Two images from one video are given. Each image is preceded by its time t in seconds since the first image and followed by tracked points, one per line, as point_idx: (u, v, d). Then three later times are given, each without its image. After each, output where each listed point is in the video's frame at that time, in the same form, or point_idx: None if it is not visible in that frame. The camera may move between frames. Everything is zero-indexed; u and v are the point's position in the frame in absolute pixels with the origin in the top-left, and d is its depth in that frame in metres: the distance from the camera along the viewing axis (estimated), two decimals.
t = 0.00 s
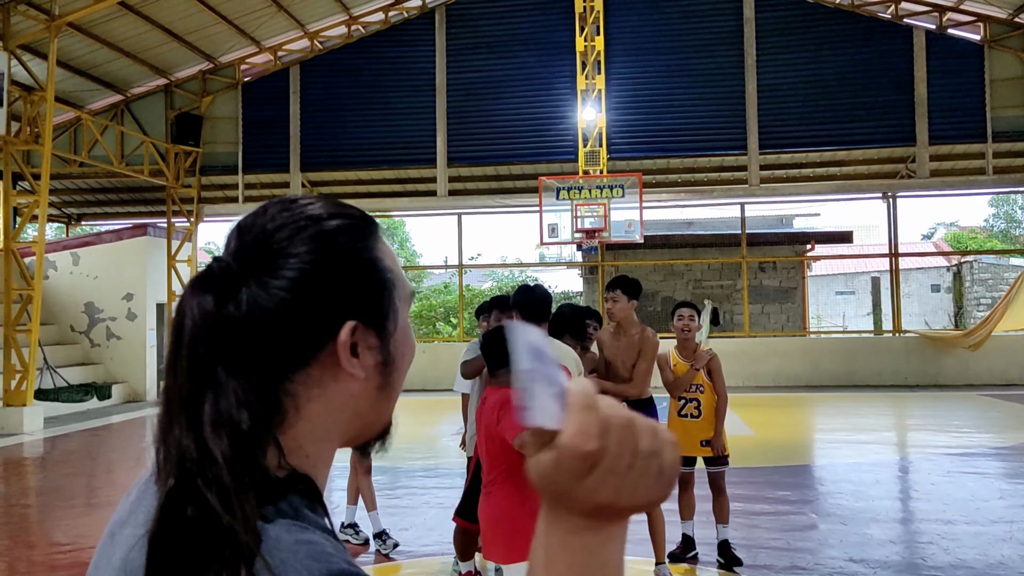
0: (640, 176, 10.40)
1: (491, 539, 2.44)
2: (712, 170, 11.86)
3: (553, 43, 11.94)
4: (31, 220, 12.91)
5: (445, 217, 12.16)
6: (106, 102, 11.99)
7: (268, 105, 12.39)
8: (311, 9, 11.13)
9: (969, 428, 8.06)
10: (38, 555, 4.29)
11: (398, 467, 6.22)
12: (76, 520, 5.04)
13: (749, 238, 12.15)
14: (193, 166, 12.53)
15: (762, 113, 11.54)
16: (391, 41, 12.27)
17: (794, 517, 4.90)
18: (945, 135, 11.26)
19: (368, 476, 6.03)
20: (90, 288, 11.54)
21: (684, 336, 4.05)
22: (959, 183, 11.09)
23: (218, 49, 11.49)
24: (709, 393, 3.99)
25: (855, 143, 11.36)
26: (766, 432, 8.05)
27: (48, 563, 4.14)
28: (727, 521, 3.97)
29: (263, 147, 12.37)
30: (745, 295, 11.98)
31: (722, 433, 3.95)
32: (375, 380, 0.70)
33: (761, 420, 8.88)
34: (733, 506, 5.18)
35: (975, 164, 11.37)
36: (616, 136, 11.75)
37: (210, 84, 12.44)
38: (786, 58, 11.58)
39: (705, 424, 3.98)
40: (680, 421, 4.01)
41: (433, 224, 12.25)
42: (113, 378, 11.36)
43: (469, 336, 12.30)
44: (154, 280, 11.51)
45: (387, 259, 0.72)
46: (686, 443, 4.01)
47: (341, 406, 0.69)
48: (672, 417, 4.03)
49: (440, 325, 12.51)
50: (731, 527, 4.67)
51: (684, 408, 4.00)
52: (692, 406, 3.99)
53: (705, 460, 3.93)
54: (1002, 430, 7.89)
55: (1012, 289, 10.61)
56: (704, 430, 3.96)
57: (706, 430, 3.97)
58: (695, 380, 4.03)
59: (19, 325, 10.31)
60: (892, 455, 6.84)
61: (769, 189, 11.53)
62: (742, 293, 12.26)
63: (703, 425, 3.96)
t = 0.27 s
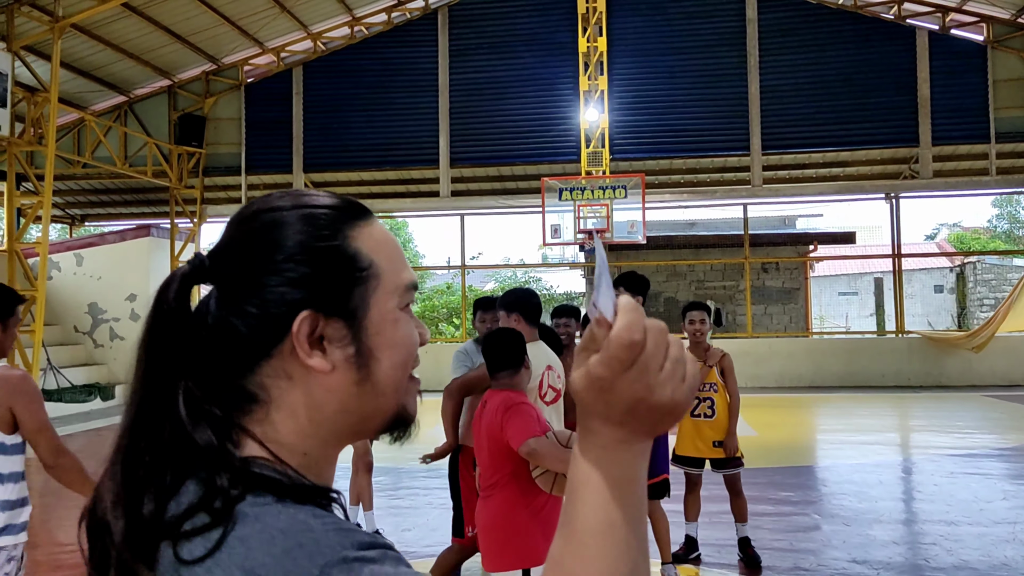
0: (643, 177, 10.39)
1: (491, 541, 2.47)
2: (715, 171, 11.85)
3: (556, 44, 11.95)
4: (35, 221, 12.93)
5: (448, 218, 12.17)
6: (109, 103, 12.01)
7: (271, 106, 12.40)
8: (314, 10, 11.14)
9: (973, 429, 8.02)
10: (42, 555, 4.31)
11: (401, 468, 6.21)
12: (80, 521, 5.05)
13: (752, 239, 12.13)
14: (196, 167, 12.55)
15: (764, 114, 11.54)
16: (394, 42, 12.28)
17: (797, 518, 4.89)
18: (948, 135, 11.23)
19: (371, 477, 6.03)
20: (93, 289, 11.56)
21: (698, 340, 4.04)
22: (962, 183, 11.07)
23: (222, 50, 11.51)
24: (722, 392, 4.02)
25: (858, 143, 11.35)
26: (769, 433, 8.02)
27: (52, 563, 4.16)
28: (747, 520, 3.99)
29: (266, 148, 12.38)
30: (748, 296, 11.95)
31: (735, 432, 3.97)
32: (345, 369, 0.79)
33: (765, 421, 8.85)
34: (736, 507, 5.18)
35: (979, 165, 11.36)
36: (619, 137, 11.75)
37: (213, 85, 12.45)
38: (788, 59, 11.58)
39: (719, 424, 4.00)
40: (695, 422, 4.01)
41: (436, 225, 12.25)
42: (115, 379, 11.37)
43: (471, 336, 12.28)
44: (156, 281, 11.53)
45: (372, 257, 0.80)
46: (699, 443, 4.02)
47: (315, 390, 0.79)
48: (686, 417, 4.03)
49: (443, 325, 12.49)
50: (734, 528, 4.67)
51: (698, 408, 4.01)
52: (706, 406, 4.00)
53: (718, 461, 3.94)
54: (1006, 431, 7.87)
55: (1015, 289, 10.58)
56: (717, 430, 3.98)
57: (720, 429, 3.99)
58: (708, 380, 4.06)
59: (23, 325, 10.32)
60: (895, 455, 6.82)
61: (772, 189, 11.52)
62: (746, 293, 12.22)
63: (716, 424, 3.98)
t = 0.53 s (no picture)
0: (646, 176, 10.34)
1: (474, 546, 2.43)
2: (718, 170, 11.79)
3: (559, 43, 11.90)
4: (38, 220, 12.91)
5: (450, 218, 12.13)
6: (111, 102, 11.98)
7: (273, 105, 12.37)
8: (316, 9, 11.11)
9: (979, 430, 7.97)
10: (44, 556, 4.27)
11: (403, 469, 6.17)
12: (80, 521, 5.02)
13: (756, 239, 12.07)
14: (198, 167, 12.51)
15: (768, 113, 11.48)
16: (396, 41, 12.24)
17: (802, 519, 4.85)
18: (953, 135, 11.17)
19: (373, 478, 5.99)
20: (94, 289, 11.52)
21: (717, 340, 4.04)
22: (967, 183, 11.02)
23: (224, 49, 11.48)
24: (746, 392, 3.98)
25: (862, 143, 11.30)
26: (773, 434, 7.98)
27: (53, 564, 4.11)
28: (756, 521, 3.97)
29: (268, 147, 12.34)
30: (753, 297, 11.88)
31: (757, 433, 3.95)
32: (287, 371, 0.81)
33: (769, 422, 8.78)
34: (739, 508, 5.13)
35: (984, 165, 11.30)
36: (622, 136, 11.69)
37: (215, 84, 12.41)
38: (792, 57, 11.52)
39: (742, 425, 3.96)
40: (718, 423, 3.96)
41: (439, 224, 12.22)
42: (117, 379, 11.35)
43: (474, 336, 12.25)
44: (158, 280, 11.50)
45: (328, 259, 0.81)
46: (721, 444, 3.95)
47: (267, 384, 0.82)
48: (710, 419, 3.98)
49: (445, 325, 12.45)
50: (738, 530, 4.63)
51: (722, 409, 3.96)
52: (730, 407, 3.95)
53: (741, 461, 3.89)
54: (1012, 432, 7.81)
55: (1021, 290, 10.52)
56: (740, 431, 3.94)
57: (742, 430, 3.95)
58: (732, 381, 4.02)
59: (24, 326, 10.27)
60: (900, 457, 6.78)
61: (777, 189, 11.47)
62: (750, 294, 12.16)
63: (740, 425, 3.94)
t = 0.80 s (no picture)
0: (649, 175, 10.29)
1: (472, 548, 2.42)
2: (722, 170, 11.74)
3: (561, 42, 11.86)
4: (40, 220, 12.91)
5: (453, 217, 12.09)
6: (113, 102, 11.97)
7: (275, 104, 12.34)
8: (318, 8, 11.08)
9: (984, 431, 7.92)
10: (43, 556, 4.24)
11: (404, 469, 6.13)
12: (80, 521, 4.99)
13: (760, 239, 12.01)
14: (200, 166, 12.48)
15: (772, 112, 11.43)
16: (398, 40, 12.20)
17: (807, 520, 4.80)
18: (958, 134, 11.11)
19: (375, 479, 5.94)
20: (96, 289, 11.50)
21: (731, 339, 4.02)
22: (972, 183, 10.95)
23: (225, 49, 11.46)
24: (762, 391, 3.92)
25: (866, 142, 11.24)
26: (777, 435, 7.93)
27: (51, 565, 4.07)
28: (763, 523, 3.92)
29: (270, 147, 12.32)
30: (757, 297, 11.82)
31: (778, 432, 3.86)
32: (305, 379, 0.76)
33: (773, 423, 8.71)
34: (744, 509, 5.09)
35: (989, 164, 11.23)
36: (625, 135, 11.65)
37: (217, 84, 12.39)
38: (796, 56, 11.47)
39: (761, 423, 3.88)
40: (735, 421, 3.91)
41: (441, 224, 12.19)
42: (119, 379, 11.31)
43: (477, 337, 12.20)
44: (160, 280, 11.48)
45: (346, 263, 0.75)
46: (740, 444, 3.90)
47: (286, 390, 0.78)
48: (726, 417, 3.93)
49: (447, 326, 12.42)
50: (742, 531, 4.58)
51: (739, 407, 3.91)
52: (747, 405, 3.89)
53: (760, 461, 3.84)
54: (1017, 433, 7.75)
55: None
56: (759, 430, 3.87)
57: (761, 429, 3.87)
58: (748, 379, 3.97)
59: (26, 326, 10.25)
60: (905, 458, 6.73)
61: (781, 189, 11.42)
62: (754, 294, 12.10)
63: (758, 424, 3.87)
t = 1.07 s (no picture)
0: (651, 176, 10.34)
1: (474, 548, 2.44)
2: (724, 171, 11.79)
3: (563, 43, 11.92)
4: (46, 220, 12.99)
5: (456, 218, 12.16)
6: (119, 103, 12.06)
7: (279, 106, 12.41)
8: (321, 10, 11.14)
9: (984, 430, 7.98)
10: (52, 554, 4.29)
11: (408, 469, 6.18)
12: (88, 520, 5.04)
13: (761, 239, 12.08)
14: (205, 167, 12.56)
15: (773, 113, 11.48)
16: (401, 42, 12.27)
17: (807, 519, 4.85)
18: (959, 135, 11.15)
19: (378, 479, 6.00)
20: (102, 289, 11.58)
21: (734, 339, 4.06)
22: (973, 183, 11.01)
23: (229, 50, 11.53)
24: (762, 392, 3.95)
25: (867, 143, 11.29)
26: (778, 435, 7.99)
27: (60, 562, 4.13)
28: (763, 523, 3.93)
29: (274, 148, 12.39)
30: (758, 296, 11.89)
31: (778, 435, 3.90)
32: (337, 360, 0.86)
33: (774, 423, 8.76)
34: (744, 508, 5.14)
35: (990, 165, 11.27)
36: (627, 137, 11.70)
37: (221, 85, 12.47)
38: (797, 58, 11.51)
39: (760, 425, 3.92)
40: (732, 421, 3.98)
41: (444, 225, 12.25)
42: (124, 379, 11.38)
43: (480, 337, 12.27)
44: (165, 281, 11.56)
45: (386, 257, 0.87)
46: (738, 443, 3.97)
47: (318, 373, 0.88)
48: (724, 415, 4.02)
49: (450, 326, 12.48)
50: (743, 530, 4.63)
51: (736, 407, 3.98)
52: (745, 405, 3.95)
53: (755, 461, 3.89)
54: (1016, 432, 7.81)
55: None
56: (757, 431, 3.91)
57: (760, 431, 3.92)
58: (748, 379, 4.01)
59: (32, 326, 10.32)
60: (905, 457, 6.79)
61: (782, 189, 11.48)
62: (755, 294, 12.18)
63: (755, 425, 3.92)
